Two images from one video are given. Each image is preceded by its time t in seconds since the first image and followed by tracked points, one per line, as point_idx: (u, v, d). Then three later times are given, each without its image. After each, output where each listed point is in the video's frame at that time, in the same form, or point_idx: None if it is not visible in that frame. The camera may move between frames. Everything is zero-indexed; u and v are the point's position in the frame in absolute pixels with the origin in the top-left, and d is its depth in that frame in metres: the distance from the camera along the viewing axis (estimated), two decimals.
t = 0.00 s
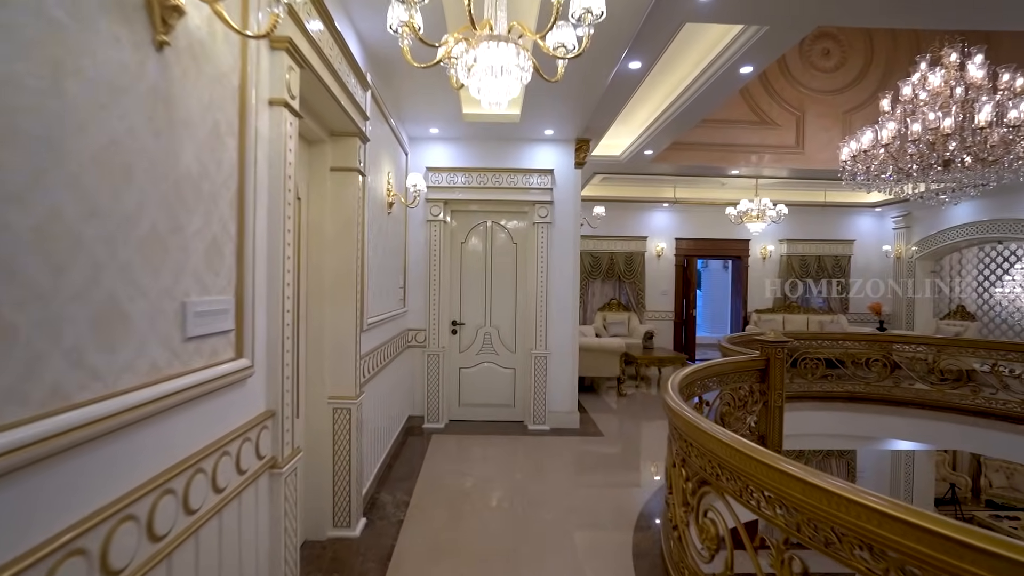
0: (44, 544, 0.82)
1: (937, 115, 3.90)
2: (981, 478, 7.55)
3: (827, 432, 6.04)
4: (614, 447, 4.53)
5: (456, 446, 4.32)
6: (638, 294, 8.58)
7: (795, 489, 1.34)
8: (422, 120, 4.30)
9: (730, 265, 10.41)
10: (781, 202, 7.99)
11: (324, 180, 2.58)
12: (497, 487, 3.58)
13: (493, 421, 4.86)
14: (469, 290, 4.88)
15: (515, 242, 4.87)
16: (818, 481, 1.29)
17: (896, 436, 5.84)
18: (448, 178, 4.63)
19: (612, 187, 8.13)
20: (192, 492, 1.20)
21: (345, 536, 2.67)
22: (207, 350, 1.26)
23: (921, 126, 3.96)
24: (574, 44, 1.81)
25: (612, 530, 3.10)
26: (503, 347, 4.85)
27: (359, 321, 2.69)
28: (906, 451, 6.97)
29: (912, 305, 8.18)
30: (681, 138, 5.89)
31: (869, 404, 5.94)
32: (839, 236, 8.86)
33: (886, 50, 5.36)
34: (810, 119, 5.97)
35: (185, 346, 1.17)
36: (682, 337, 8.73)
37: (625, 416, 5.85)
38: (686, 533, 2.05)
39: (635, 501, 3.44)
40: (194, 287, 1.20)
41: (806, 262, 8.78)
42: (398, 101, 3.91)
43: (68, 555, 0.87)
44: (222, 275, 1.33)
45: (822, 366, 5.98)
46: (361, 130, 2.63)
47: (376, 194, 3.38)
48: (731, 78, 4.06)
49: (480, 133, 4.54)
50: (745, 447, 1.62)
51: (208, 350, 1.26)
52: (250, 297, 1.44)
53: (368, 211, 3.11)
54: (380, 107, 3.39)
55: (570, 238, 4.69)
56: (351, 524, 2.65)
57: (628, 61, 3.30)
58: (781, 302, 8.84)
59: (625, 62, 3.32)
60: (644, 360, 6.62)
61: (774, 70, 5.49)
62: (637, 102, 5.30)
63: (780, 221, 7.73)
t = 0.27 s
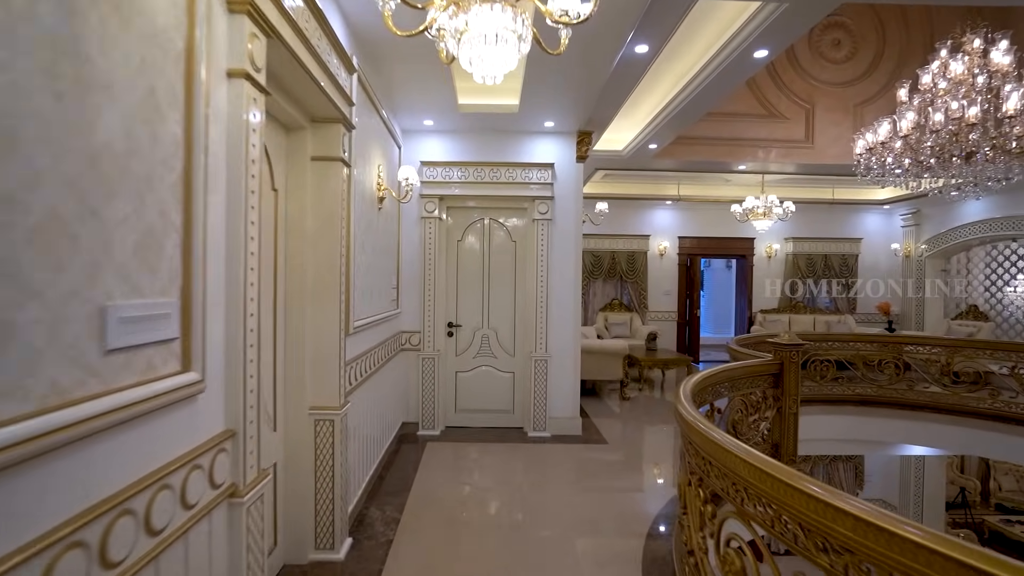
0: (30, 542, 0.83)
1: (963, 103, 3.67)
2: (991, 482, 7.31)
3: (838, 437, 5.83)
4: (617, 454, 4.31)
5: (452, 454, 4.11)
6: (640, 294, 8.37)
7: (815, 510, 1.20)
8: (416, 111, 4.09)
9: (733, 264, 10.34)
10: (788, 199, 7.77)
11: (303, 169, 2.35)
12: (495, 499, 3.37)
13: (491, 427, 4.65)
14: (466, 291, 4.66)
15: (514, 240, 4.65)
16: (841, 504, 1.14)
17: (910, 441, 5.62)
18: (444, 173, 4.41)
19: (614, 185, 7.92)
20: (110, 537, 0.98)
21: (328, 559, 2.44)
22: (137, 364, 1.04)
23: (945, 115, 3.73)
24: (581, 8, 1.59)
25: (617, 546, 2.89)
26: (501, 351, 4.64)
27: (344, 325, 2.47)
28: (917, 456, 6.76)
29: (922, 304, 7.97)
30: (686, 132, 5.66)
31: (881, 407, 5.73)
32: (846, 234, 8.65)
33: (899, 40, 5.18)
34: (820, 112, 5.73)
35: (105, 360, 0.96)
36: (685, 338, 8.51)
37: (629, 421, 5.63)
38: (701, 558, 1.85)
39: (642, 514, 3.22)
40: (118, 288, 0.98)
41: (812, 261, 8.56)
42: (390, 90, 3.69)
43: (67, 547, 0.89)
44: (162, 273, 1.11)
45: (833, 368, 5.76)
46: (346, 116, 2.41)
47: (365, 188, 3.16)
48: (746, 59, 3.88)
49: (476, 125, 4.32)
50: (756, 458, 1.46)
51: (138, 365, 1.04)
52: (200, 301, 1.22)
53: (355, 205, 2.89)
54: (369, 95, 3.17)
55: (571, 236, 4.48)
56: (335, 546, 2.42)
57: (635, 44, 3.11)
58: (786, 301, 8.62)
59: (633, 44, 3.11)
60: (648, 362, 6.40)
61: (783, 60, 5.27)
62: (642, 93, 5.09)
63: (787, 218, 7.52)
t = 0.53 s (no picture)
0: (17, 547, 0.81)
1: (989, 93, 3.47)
2: (999, 485, 7.04)
3: (848, 443, 5.63)
4: (622, 464, 4.10)
5: (447, 463, 3.91)
6: (642, 294, 8.16)
7: (842, 537, 1.13)
8: (410, 103, 3.88)
9: (737, 265, 10.30)
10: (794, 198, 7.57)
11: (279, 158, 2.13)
12: (493, 514, 3.16)
13: (489, 434, 4.44)
14: (463, 292, 4.46)
15: (513, 239, 4.45)
16: (870, 533, 1.07)
17: (923, 447, 5.42)
18: (440, 168, 4.22)
19: (615, 183, 7.71)
20: (60, 565, 0.88)
21: None
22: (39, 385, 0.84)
23: (969, 106, 3.53)
24: None
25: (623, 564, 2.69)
26: (500, 355, 4.43)
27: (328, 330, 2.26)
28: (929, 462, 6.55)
29: (931, 305, 7.78)
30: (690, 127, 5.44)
31: (894, 412, 5.52)
32: (853, 233, 8.45)
33: (912, 31, 4.97)
34: (830, 106, 5.50)
35: None
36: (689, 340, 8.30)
37: (632, 426, 5.42)
38: None
39: (650, 530, 3.01)
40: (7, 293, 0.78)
41: (819, 261, 8.35)
42: (381, 80, 3.48)
43: (73, 539, 0.91)
44: (77, 271, 0.90)
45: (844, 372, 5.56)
46: (329, 102, 2.21)
47: (353, 182, 2.94)
48: (759, 46, 3.63)
49: (473, 118, 4.11)
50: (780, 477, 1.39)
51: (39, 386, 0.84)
52: (134, 306, 1.01)
53: (342, 200, 2.69)
54: (357, 82, 2.96)
55: (572, 234, 4.27)
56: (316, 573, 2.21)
57: (643, 26, 2.92)
58: (792, 302, 8.41)
59: (642, 26, 2.91)
60: (651, 365, 6.19)
61: (792, 51, 5.07)
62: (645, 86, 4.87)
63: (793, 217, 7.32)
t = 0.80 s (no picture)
0: None
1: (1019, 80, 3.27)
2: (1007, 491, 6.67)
3: (861, 449, 5.42)
4: (629, 473, 3.90)
5: (445, 475, 3.70)
6: (646, 295, 7.96)
7: (884, 574, 0.99)
8: (405, 94, 3.67)
9: (741, 264, 10.14)
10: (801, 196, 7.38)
11: (257, 145, 1.91)
12: (495, 532, 2.95)
13: (489, 442, 4.23)
14: (461, 293, 4.25)
15: (514, 237, 4.24)
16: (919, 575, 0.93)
17: (939, 454, 5.22)
18: (437, 162, 4.02)
19: (618, 180, 7.51)
20: None
21: None
22: None
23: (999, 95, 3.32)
24: None
25: None
26: (500, 359, 4.23)
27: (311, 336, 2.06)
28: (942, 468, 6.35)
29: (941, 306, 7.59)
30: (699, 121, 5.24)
31: (908, 417, 5.32)
32: (861, 232, 8.25)
33: (929, 21, 4.76)
34: (844, 100, 5.27)
35: None
36: (693, 341, 8.10)
37: (638, 432, 5.22)
38: None
39: (663, 549, 2.79)
40: None
41: (826, 260, 8.16)
42: (374, 68, 3.27)
43: None
44: None
45: (857, 376, 5.36)
46: (312, 83, 2.00)
47: (343, 175, 2.73)
48: (776, 34, 3.41)
49: (471, 109, 3.91)
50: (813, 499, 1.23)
51: None
52: (41, 313, 0.83)
53: (330, 194, 2.47)
54: (347, 66, 2.75)
55: (577, 232, 4.06)
56: None
57: (655, 7, 2.72)
58: (799, 302, 8.22)
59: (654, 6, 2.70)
60: (656, 368, 5.98)
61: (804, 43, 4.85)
62: (652, 78, 4.65)
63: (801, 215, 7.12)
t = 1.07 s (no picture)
0: None
1: None
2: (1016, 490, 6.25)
3: (876, 456, 5.20)
4: (637, 486, 3.67)
5: (442, 489, 3.48)
6: (649, 295, 7.73)
7: None
8: (398, 83, 3.45)
9: (744, 264, 9.97)
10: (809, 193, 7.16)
11: (226, 130, 1.69)
12: (495, 553, 2.73)
13: (489, 452, 4.02)
14: (459, 295, 4.03)
15: (515, 236, 4.02)
16: None
17: (957, 461, 5.00)
18: (433, 157, 3.80)
19: (621, 178, 7.29)
20: None
21: None
22: None
23: None
24: None
25: None
26: (501, 364, 4.01)
27: (290, 345, 1.84)
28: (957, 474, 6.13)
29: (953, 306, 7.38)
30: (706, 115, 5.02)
31: (925, 423, 5.11)
32: (869, 231, 8.04)
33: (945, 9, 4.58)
34: (858, 92, 5.05)
35: None
36: (698, 343, 7.88)
37: (644, 440, 5.00)
38: None
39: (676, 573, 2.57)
40: None
41: (834, 260, 7.94)
42: (364, 54, 3.05)
43: None
44: None
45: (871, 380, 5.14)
46: (290, 61, 1.77)
47: (330, 167, 2.50)
48: (794, 19, 3.19)
49: (469, 100, 3.69)
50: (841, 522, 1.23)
51: None
52: None
53: (313, 188, 2.25)
54: (334, 49, 2.52)
55: (581, 231, 3.84)
56: None
57: None
58: (806, 302, 7.99)
59: None
60: (662, 372, 5.76)
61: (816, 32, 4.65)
62: (659, 70, 4.43)
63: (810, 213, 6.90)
